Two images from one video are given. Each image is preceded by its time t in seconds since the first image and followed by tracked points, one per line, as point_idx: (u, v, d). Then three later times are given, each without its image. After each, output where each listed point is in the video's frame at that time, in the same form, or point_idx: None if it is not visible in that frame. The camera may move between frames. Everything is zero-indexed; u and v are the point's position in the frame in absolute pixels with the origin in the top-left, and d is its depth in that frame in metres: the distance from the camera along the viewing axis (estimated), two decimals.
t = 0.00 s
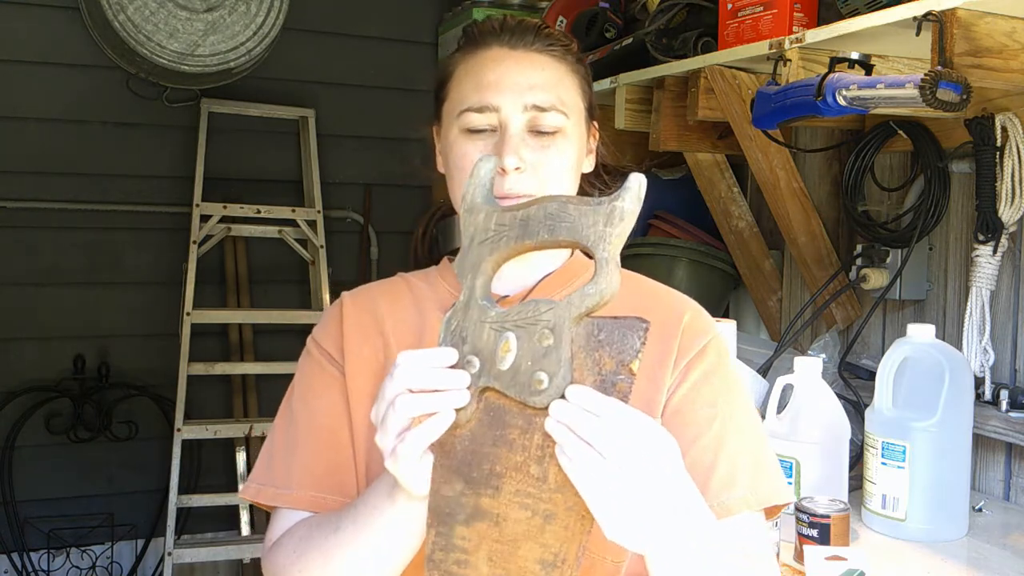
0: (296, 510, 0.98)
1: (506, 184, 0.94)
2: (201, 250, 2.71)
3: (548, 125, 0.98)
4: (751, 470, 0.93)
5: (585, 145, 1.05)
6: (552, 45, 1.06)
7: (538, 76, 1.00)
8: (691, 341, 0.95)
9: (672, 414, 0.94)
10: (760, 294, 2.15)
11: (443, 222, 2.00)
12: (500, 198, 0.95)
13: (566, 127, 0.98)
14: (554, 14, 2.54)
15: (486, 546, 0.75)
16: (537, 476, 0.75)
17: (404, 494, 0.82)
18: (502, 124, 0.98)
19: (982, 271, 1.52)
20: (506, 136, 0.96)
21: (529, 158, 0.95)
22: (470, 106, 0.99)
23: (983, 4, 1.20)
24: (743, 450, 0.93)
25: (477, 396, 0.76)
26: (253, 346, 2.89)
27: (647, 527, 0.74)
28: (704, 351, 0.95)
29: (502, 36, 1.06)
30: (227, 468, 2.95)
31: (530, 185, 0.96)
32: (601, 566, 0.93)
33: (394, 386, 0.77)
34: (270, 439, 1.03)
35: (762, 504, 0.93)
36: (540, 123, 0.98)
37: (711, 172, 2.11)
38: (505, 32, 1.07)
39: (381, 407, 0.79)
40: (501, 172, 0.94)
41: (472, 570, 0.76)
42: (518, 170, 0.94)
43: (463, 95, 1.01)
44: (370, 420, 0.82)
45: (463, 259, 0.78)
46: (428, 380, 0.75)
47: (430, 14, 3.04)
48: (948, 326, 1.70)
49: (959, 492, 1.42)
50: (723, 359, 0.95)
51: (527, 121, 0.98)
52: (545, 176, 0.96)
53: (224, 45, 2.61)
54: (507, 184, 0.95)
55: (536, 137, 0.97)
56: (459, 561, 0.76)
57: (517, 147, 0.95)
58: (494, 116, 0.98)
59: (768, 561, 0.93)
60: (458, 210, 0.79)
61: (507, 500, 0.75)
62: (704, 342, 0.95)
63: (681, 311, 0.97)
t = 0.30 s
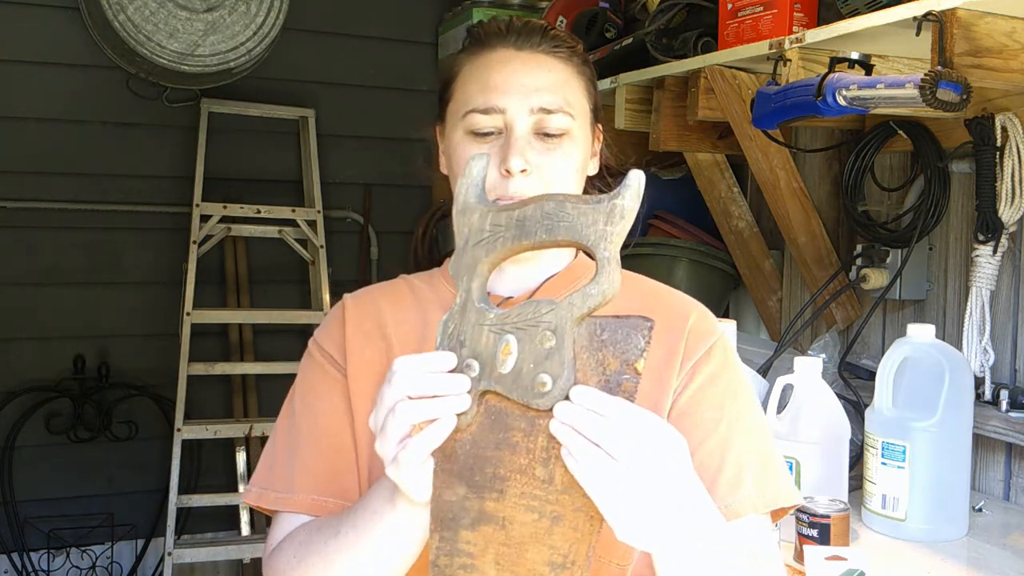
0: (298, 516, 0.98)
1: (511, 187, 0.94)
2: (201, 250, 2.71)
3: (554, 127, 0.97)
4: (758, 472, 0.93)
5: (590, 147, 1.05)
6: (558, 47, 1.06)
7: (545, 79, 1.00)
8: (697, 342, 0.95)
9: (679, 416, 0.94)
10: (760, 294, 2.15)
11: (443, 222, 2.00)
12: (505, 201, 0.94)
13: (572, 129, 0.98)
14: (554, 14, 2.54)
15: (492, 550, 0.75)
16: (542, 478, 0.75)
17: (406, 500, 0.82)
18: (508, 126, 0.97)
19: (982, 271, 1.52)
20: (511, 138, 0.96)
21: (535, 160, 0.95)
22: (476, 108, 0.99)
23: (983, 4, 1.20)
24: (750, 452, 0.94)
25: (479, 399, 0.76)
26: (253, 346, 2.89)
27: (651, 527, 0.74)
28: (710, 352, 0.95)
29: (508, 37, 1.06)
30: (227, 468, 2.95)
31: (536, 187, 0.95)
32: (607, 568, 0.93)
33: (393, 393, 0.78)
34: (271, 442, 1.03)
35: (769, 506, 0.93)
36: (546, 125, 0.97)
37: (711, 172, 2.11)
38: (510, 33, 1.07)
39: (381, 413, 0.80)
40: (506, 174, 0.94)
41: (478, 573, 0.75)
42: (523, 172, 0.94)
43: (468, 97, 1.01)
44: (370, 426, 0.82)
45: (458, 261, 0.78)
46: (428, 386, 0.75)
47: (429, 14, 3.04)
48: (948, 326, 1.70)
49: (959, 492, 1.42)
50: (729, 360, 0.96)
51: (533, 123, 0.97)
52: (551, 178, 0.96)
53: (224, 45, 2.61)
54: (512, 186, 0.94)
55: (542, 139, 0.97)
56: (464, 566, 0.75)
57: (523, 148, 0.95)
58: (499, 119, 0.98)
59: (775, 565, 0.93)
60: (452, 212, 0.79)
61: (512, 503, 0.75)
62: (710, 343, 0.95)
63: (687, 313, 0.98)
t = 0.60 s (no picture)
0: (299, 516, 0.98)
1: (515, 183, 0.95)
2: (201, 250, 2.71)
3: (558, 123, 0.98)
4: (765, 471, 0.93)
5: (594, 145, 1.05)
6: (562, 43, 1.06)
7: (549, 74, 1.00)
8: (703, 340, 0.96)
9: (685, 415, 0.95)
10: (760, 294, 2.15)
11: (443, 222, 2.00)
12: (508, 197, 0.95)
13: (576, 125, 0.98)
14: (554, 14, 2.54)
15: (494, 551, 0.75)
16: (546, 478, 0.74)
17: (407, 502, 0.82)
18: (512, 122, 0.98)
19: (982, 271, 1.52)
20: (515, 134, 0.97)
21: (539, 155, 0.95)
22: (480, 104, 0.99)
23: (983, 4, 1.21)
24: (756, 451, 0.94)
25: (481, 400, 0.76)
26: (252, 346, 2.89)
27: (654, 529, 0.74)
28: (716, 350, 0.95)
29: (512, 33, 1.06)
30: (227, 468, 2.95)
31: (540, 184, 0.96)
32: (611, 568, 0.93)
33: (395, 396, 0.78)
34: (273, 441, 1.03)
35: (776, 505, 0.93)
36: (549, 121, 0.98)
37: (711, 172, 2.11)
38: (514, 29, 1.07)
39: (382, 417, 0.79)
40: (511, 170, 0.95)
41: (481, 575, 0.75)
42: (527, 168, 0.94)
43: (471, 93, 1.01)
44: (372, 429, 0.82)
45: (460, 261, 0.78)
46: (430, 389, 0.75)
47: (429, 14, 3.04)
48: (948, 326, 1.70)
49: (959, 492, 1.42)
50: (735, 359, 0.96)
51: (537, 119, 0.97)
52: (555, 174, 0.96)
53: (224, 45, 2.61)
54: (516, 182, 0.95)
55: (546, 134, 0.97)
56: (467, 567, 0.75)
57: (526, 144, 0.95)
58: (503, 114, 0.98)
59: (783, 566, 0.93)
60: (453, 211, 0.79)
61: (516, 504, 0.75)
62: (716, 342, 0.96)
63: (692, 310, 0.98)
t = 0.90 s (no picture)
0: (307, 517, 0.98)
1: (521, 183, 0.94)
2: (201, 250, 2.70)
3: (564, 124, 0.98)
4: (775, 474, 0.93)
5: (600, 146, 1.05)
6: (568, 43, 1.06)
7: (555, 74, 1.00)
8: (712, 343, 0.95)
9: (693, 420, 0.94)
10: (759, 294, 2.15)
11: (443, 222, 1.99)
12: (514, 196, 0.95)
13: (582, 125, 0.98)
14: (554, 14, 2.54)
15: (514, 542, 0.76)
16: (563, 468, 0.76)
17: (419, 499, 0.82)
18: (518, 122, 0.97)
19: (982, 271, 1.52)
20: (522, 134, 0.96)
21: (546, 155, 0.95)
22: (486, 103, 0.99)
23: (983, 4, 1.21)
24: (765, 451, 0.93)
25: (495, 396, 0.76)
26: (253, 346, 2.89)
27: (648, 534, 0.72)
28: (724, 352, 0.95)
29: (517, 34, 1.06)
30: (226, 468, 2.95)
31: (548, 184, 0.95)
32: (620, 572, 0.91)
33: (409, 400, 0.75)
34: (277, 442, 1.02)
35: (785, 506, 0.92)
36: (556, 122, 0.98)
37: (711, 172, 2.11)
38: (520, 30, 1.07)
39: (394, 421, 0.76)
40: (518, 170, 0.94)
41: (501, 567, 0.76)
42: (534, 167, 0.94)
43: (477, 93, 1.01)
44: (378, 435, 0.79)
45: (466, 261, 0.77)
46: (447, 389, 0.74)
47: (430, 13, 3.04)
48: (947, 326, 1.70)
49: (959, 492, 1.42)
50: (744, 360, 0.95)
51: (543, 119, 0.97)
52: (562, 173, 0.96)
53: (224, 45, 2.61)
54: (523, 181, 0.94)
55: (552, 135, 0.97)
56: (486, 561, 0.76)
57: (533, 144, 0.95)
58: (510, 114, 0.98)
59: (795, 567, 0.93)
60: (456, 211, 0.78)
61: (534, 495, 0.76)
62: (724, 344, 0.95)
63: (700, 311, 0.97)
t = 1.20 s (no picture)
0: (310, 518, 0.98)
1: (523, 183, 0.94)
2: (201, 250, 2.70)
3: (566, 123, 0.98)
4: (777, 475, 0.92)
5: (603, 145, 1.05)
6: (570, 43, 1.06)
7: (557, 74, 1.01)
8: (713, 343, 0.95)
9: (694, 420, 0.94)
10: (760, 293, 2.14)
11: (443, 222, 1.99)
12: (515, 196, 0.95)
13: (584, 125, 0.98)
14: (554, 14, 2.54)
15: (515, 542, 0.76)
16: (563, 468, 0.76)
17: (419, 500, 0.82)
18: (520, 122, 0.97)
19: (982, 271, 1.52)
20: (523, 134, 0.96)
21: (547, 155, 0.95)
22: (488, 104, 1.00)
23: (983, 4, 1.21)
24: (766, 453, 0.93)
25: (497, 398, 0.76)
26: (253, 346, 2.89)
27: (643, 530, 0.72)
28: (726, 352, 0.95)
29: (519, 35, 1.06)
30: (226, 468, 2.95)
31: (550, 184, 0.95)
32: None
33: (411, 403, 0.75)
34: (282, 444, 1.03)
35: (786, 509, 0.92)
36: (557, 121, 0.98)
37: (711, 172, 2.11)
38: (522, 30, 1.07)
39: (394, 424, 0.76)
40: (519, 170, 0.94)
41: (503, 567, 0.76)
42: (535, 167, 0.94)
43: (480, 93, 1.02)
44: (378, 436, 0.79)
45: (466, 263, 0.77)
46: (449, 392, 0.74)
47: (430, 13, 3.04)
48: (948, 326, 1.70)
49: (959, 493, 1.42)
50: (745, 361, 0.95)
51: (545, 119, 0.97)
52: (564, 173, 0.96)
53: (224, 45, 2.61)
54: (524, 181, 0.94)
55: (554, 135, 0.97)
56: (487, 561, 0.76)
57: (535, 144, 0.95)
58: (512, 114, 0.98)
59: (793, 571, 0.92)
60: (456, 213, 0.78)
61: (536, 496, 0.77)
62: (725, 344, 0.95)
63: (703, 312, 0.98)
